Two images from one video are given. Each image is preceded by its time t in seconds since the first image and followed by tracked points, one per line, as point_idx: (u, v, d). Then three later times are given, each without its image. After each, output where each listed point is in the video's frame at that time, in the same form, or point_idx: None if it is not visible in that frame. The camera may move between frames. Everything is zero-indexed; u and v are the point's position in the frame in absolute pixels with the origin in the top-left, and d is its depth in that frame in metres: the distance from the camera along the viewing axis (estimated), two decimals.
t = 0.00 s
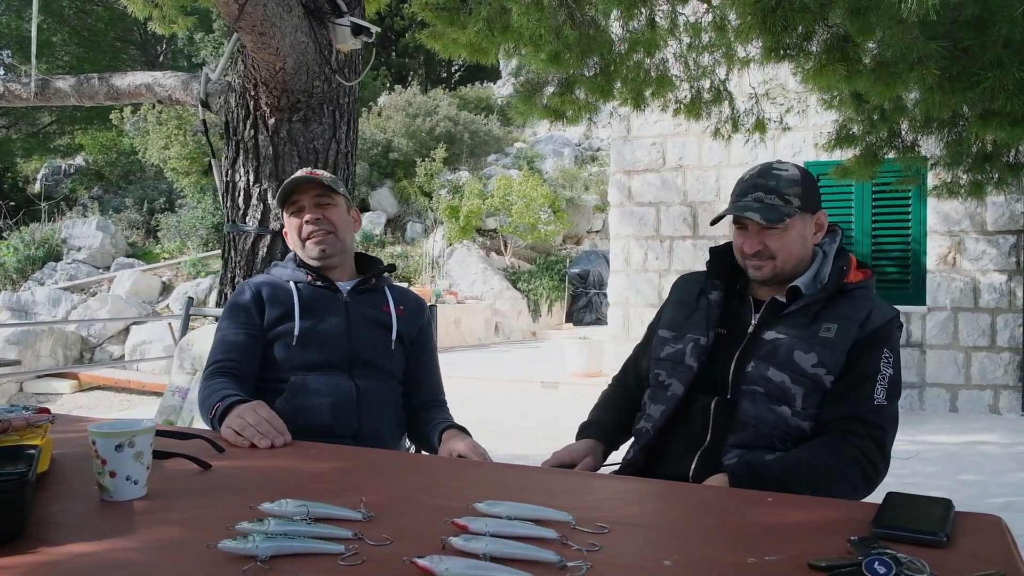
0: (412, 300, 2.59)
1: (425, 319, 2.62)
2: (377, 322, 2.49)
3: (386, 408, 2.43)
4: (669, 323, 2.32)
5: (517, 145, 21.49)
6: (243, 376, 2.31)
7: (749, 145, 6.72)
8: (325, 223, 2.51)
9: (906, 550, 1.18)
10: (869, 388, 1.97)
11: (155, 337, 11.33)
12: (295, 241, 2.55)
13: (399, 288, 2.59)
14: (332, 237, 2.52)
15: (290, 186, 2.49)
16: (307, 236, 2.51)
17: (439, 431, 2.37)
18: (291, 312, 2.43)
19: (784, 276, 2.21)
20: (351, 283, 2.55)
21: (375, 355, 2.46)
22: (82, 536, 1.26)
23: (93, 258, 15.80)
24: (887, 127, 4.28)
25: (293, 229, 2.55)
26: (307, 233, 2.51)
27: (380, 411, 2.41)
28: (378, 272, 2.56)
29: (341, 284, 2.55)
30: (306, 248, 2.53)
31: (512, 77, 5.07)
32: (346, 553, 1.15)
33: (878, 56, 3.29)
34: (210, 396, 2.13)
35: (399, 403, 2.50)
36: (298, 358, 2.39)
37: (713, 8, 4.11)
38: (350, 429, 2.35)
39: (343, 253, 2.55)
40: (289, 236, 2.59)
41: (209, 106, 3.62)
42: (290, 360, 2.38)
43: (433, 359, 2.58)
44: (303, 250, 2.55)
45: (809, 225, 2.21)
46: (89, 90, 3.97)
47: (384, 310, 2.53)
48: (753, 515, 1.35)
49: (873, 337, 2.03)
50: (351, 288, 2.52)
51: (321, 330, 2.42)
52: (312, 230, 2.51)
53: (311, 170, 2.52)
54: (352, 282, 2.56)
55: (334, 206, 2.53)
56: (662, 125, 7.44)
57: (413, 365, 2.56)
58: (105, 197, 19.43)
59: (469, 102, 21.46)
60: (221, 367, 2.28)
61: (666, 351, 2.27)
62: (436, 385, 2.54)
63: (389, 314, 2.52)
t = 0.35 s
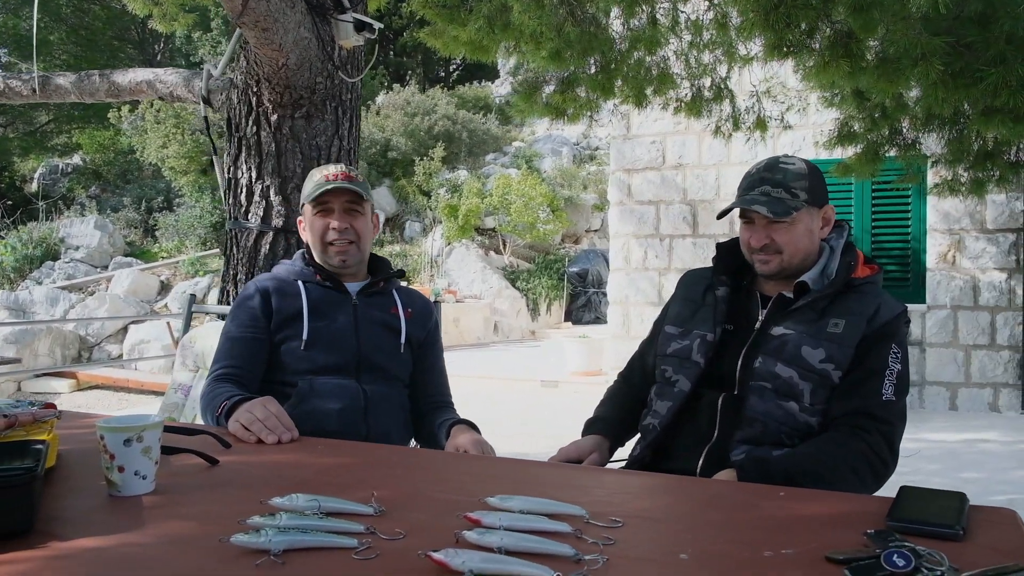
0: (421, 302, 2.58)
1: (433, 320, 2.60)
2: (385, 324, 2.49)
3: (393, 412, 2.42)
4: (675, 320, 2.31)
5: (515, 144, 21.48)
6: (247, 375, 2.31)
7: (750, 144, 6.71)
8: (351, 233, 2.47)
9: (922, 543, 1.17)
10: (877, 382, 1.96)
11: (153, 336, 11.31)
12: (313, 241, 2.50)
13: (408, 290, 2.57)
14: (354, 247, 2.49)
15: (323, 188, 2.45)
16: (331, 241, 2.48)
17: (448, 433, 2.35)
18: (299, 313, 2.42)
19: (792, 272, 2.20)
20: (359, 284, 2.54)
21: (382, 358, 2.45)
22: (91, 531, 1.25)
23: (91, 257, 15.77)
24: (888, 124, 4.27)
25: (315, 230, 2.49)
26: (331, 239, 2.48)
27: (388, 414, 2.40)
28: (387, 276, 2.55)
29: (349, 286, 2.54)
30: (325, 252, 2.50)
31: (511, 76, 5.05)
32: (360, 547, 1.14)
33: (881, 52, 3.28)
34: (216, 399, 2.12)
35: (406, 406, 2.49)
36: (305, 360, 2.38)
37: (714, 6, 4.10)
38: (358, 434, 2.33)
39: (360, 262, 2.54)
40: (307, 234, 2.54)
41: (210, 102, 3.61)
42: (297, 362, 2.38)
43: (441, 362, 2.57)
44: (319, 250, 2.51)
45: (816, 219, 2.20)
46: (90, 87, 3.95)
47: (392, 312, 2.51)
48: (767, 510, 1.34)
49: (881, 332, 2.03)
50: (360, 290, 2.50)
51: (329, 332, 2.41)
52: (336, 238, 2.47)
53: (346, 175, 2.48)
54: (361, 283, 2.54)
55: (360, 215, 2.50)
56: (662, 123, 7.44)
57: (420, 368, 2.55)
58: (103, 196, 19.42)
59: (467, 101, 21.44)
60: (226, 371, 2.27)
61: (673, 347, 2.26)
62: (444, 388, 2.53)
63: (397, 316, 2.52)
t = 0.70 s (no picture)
0: (424, 299, 2.56)
1: (436, 317, 2.59)
2: (387, 321, 2.47)
3: (393, 409, 2.41)
4: (677, 316, 2.29)
5: (515, 143, 21.46)
6: (248, 370, 2.29)
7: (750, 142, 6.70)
8: (360, 234, 2.44)
9: (926, 538, 1.16)
10: (879, 378, 1.95)
11: (153, 336, 11.29)
12: (321, 240, 2.47)
13: (411, 287, 2.56)
14: (361, 248, 2.46)
15: (333, 188, 2.42)
16: (339, 241, 2.45)
17: (449, 428, 2.34)
18: (300, 309, 2.40)
19: (793, 268, 2.18)
20: (363, 282, 2.51)
21: (383, 355, 2.43)
22: (84, 527, 1.24)
23: (90, 256, 15.75)
24: (889, 122, 4.25)
25: (324, 228, 2.46)
26: (339, 240, 2.44)
27: (388, 412, 2.39)
28: (391, 272, 2.52)
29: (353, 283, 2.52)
30: (331, 251, 2.47)
31: (512, 74, 5.02)
32: (357, 542, 1.13)
33: (881, 51, 3.26)
34: (218, 392, 2.10)
35: (406, 403, 2.48)
36: (306, 356, 2.36)
37: (715, 3, 4.07)
38: (357, 431, 2.32)
39: (366, 263, 2.51)
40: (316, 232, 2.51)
41: (209, 99, 3.59)
42: (298, 358, 2.36)
43: (442, 360, 2.55)
44: (325, 248, 2.49)
45: (817, 215, 2.19)
46: (88, 84, 3.94)
47: (395, 308, 2.50)
48: (770, 505, 1.33)
49: (883, 327, 2.01)
50: (363, 287, 2.48)
51: (332, 328, 2.39)
52: (343, 239, 2.44)
53: (357, 177, 2.44)
54: (365, 281, 2.52)
55: (369, 217, 2.47)
56: (662, 122, 7.43)
57: (422, 365, 2.54)
58: (103, 195, 19.43)
59: (468, 100, 21.42)
60: (228, 366, 2.25)
61: (674, 344, 2.25)
62: (445, 384, 2.51)
63: (399, 313, 2.50)
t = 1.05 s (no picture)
0: (420, 298, 2.54)
1: (434, 316, 2.57)
2: (384, 320, 2.45)
3: (389, 408, 2.38)
4: (675, 314, 2.27)
5: (518, 142, 21.46)
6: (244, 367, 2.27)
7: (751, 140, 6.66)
8: (359, 233, 2.44)
9: (925, 540, 1.13)
10: (879, 377, 1.93)
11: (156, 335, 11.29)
12: (320, 238, 2.46)
13: (408, 286, 2.54)
14: (359, 246, 2.44)
15: (334, 185, 2.41)
16: (336, 238, 2.43)
17: (447, 426, 2.31)
18: (296, 307, 2.38)
19: (793, 265, 2.16)
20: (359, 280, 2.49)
21: (380, 354, 2.41)
22: (67, 527, 1.22)
23: (94, 256, 15.77)
24: (891, 120, 4.22)
25: (323, 226, 2.45)
26: (336, 236, 2.43)
27: (385, 411, 2.36)
28: (387, 271, 2.50)
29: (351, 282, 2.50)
30: (329, 249, 2.45)
31: (514, 74, 5.00)
32: (343, 543, 1.11)
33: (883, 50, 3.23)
34: (211, 391, 2.07)
35: (403, 402, 2.45)
36: (301, 355, 2.34)
37: None
38: (353, 431, 2.29)
39: (363, 261, 2.50)
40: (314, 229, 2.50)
41: (207, 97, 3.57)
42: (293, 357, 2.34)
43: (440, 359, 2.52)
44: (323, 246, 2.47)
45: (816, 212, 2.16)
46: (87, 83, 3.93)
47: (392, 307, 2.48)
48: (766, 506, 1.31)
49: (883, 325, 1.99)
50: (359, 285, 2.46)
51: (327, 328, 2.37)
52: (342, 237, 2.43)
53: (357, 174, 2.44)
54: (361, 280, 2.51)
55: (367, 215, 2.47)
56: (665, 121, 7.40)
57: (418, 365, 2.52)
58: (107, 195, 19.49)
59: (471, 100, 21.41)
60: (222, 364, 2.23)
61: (672, 342, 2.22)
62: (442, 383, 2.49)
63: (396, 312, 2.48)
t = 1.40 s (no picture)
0: (423, 297, 2.52)
1: (437, 314, 2.55)
2: (386, 320, 2.44)
3: (392, 407, 2.37)
4: (678, 313, 2.23)
5: (533, 142, 21.43)
6: (245, 366, 2.25)
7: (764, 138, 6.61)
8: (346, 232, 2.42)
9: (924, 544, 1.10)
10: (886, 376, 1.89)
11: (171, 335, 11.36)
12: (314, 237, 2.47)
13: (412, 285, 2.52)
14: (348, 246, 2.43)
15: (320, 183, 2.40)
16: (325, 237, 2.43)
17: (449, 426, 2.29)
18: (299, 306, 2.37)
19: (799, 261, 2.13)
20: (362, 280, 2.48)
21: (383, 353, 2.40)
22: (53, 525, 1.22)
23: (111, 256, 15.90)
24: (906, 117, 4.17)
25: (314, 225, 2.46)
26: (325, 235, 2.43)
27: (387, 411, 2.35)
28: (390, 270, 2.49)
29: (353, 281, 2.49)
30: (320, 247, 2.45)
31: (526, 73, 4.97)
32: (328, 543, 1.09)
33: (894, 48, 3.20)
34: (211, 391, 2.06)
35: (406, 401, 2.44)
36: (303, 354, 2.33)
37: None
38: (355, 430, 2.28)
39: (358, 260, 2.48)
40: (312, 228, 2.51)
41: (215, 96, 3.56)
42: (295, 356, 2.33)
43: (443, 358, 2.50)
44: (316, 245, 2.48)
45: (822, 208, 2.12)
46: (96, 83, 3.95)
47: (395, 307, 2.46)
48: (762, 507, 1.28)
49: (890, 324, 1.95)
50: (362, 285, 2.45)
51: (329, 327, 2.36)
52: (330, 235, 2.42)
53: (347, 171, 2.42)
54: (364, 279, 2.50)
55: (357, 214, 2.44)
56: (678, 119, 7.35)
57: (422, 364, 2.50)
58: (124, 195, 19.67)
59: (485, 100, 21.41)
60: (224, 363, 2.22)
61: (676, 341, 2.19)
62: (446, 382, 2.47)
63: (399, 311, 2.46)
